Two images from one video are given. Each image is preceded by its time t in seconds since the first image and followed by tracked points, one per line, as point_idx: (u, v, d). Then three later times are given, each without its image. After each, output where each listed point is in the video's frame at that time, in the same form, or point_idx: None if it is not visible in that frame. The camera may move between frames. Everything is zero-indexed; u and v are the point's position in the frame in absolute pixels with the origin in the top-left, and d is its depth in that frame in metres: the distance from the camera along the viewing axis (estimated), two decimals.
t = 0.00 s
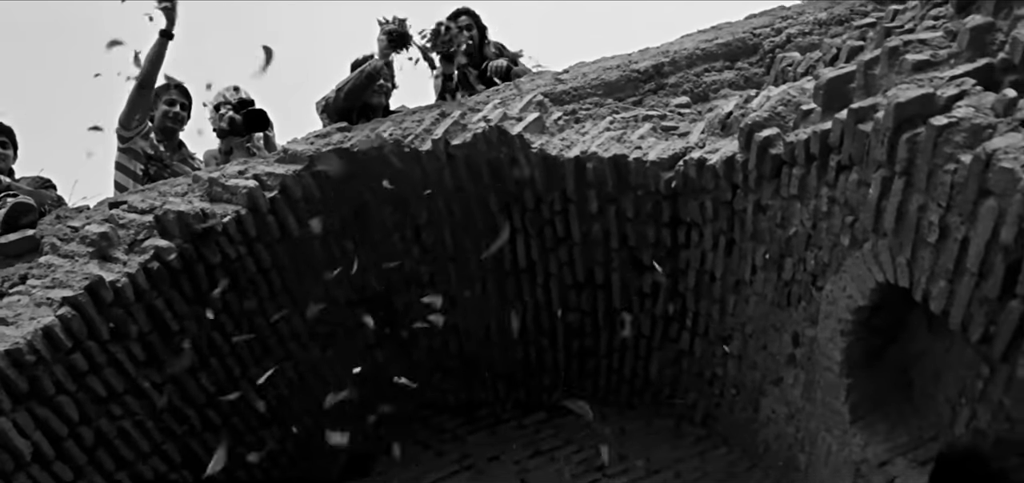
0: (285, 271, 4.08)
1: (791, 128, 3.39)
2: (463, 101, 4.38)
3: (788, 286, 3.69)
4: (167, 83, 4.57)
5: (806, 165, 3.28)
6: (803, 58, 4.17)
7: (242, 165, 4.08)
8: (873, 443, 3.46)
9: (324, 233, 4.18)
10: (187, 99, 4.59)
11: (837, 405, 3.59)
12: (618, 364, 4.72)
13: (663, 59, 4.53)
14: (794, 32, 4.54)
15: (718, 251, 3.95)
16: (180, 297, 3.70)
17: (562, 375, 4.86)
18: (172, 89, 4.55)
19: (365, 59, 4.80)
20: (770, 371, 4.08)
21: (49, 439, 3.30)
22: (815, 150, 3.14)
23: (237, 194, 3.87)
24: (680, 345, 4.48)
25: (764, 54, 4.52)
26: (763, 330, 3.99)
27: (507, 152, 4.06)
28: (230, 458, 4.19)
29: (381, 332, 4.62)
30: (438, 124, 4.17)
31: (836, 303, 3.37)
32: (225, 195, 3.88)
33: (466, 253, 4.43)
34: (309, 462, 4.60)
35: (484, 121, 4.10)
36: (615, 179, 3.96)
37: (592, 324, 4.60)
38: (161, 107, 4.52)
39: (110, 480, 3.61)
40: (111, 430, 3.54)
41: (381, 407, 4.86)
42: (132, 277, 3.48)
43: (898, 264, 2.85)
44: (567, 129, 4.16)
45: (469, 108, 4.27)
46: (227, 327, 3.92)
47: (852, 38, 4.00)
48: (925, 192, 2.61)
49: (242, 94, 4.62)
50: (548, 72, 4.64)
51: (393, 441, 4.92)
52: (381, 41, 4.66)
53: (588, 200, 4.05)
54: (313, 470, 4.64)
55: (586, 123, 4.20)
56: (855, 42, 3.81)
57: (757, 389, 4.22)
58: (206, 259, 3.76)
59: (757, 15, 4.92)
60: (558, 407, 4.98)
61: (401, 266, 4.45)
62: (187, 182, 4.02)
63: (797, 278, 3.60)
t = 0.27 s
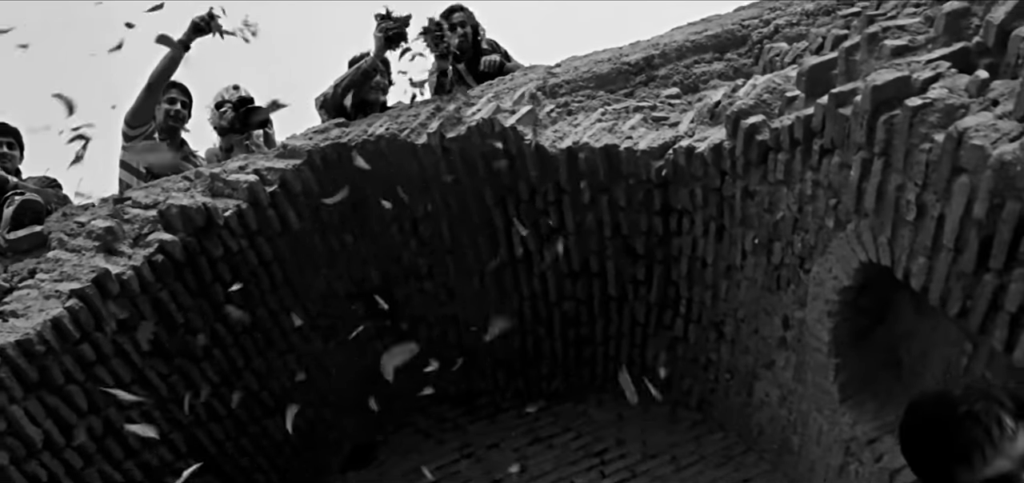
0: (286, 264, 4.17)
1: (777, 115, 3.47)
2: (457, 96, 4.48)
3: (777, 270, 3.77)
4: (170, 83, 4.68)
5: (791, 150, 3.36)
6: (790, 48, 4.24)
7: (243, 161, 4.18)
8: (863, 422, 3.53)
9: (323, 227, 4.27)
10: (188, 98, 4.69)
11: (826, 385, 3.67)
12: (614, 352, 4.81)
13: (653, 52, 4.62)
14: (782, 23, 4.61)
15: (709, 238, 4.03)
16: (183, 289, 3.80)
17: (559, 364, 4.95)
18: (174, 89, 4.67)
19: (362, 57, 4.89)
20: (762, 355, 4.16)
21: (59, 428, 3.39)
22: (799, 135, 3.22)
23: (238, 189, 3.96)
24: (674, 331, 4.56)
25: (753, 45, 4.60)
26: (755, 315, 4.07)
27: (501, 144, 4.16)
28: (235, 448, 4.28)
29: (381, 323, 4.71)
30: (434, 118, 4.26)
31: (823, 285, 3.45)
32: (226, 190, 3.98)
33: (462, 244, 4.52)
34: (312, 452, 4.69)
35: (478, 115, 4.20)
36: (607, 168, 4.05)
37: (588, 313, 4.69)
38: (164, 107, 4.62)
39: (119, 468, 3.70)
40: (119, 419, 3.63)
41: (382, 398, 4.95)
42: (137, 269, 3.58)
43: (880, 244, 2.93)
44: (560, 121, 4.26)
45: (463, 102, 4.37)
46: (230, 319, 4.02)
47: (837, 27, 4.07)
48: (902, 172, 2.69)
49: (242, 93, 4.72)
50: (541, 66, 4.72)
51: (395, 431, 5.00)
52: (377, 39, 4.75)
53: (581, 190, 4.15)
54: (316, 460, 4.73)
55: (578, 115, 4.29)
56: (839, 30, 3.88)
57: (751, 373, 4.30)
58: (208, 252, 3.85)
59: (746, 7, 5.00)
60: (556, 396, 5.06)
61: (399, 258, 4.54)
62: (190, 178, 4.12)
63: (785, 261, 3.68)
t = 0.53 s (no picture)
0: (290, 257, 4.28)
1: (766, 103, 3.56)
2: (456, 90, 4.58)
3: (770, 255, 3.85)
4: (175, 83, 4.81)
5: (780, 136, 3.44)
6: (781, 38, 4.31)
7: (247, 157, 4.28)
8: (855, 402, 3.58)
9: (326, 220, 4.37)
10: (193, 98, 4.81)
11: (819, 367, 3.74)
12: (614, 341, 4.89)
13: (647, 45, 4.71)
14: (774, 14, 4.67)
15: (703, 225, 4.12)
16: (191, 282, 3.90)
17: (560, 353, 5.03)
18: (180, 89, 4.80)
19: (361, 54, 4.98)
20: (757, 340, 4.24)
21: (72, 417, 3.49)
22: (787, 121, 3.31)
23: (242, 184, 4.07)
24: (672, 319, 4.64)
25: (745, 36, 4.67)
26: (749, 300, 4.15)
27: (499, 136, 4.28)
28: (243, 438, 4.38)
29: (384, 315, 4.81)
30: (432, 113, 4.38)
31: (813, 268, 3.53)
32: (231, 185, 4.08)
33: (462, 236, 4.62)
34: (318, 443, 4.79)
35: (475, 108, 4.32)
36: (602, 158, 4.15)
37: (587, 302, 4.77)
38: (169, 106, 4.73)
39: (131, 457, 3.80)
40: (131, 409, 3.73)
41: (386, 389, 5.05)
42: (146, 263, 3.69)
43: (865, 225, 3.01)
44: (555, 113, 4.36)
45: (461, 96, 4.48)
46: (236, 311, 4.12)
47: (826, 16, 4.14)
48: (885, 153, 2.77)
49: (245, 92, 4.83)
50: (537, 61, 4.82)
51: (400, 421, 5.11)
52: (376, 37, 4.86)
53: (577, 180, 4.25)
54: (323, 450, 4.83)
55: (574, 107, 4.39)
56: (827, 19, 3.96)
57: (747, 358, 4.37)
58: (214, 246, 3.96)
59: None
60: (558, 385, 5.14)
61: (401, 251, 4.64)
62: (195, 174, 4.22)
63: (777, 246, 3.77)
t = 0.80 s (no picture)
0: (291, 247, 4.39)
1: (749, 89, 3.67)
2: (450, 83, 4.70)
3: (757, 238, 3.95)
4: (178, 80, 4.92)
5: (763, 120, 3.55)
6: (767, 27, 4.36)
7: (247, 151, 4.40)
8: (842, 379, 3.65)
9: (326, 212, 4.48)
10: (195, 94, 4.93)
11: (807, 345, 3.83)
12: (609, 326, 4.98)
13: (636, 37, 4.82)
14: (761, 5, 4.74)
15: (692, 210, 4.23)
16: (195, 272, 4.02)
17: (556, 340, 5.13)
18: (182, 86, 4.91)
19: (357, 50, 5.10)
20: (747, 321, 4.32)
21: (82, 402, 3.61)
22: (769, 105, 3.41)
23: (243, 176, 4.19)
24: (665, 304, 4.73)
25: (732, 26, 4.76)
26: (739, 283, 4.24)
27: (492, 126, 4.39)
28: (248, 425, 4.49)
29: (384, 304, 4.93)
30: (427, 105, 4.50)
31: (798, 248, 3.63)
32: (232, 177, 4.20)
33: (459, 226, 4.72)
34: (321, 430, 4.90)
35: (468, 100, 4.44)
36: (592, 146, 4.27)
37: (582, 288, 4.86)
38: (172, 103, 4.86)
39: (139, 442, 3.91)
40: (138, 395, 3.85)
41: (387, 377, 5.15)
42: (151, 253, 3.81)
43: (845, 203, 3.10)
44: (547, 104, 4.47)
45: (455, 89, 4.59)
46: (239, 300, 4.24)
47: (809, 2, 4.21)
48: (861, 133, 2.87)
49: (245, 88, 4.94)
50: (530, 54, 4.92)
51: (400, 409, 5.18)
52: (371, 33, 4.97)
53: (569, 168, 4.37)
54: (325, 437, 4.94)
55: (565, 98, 4.50)
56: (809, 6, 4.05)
57: (739, 340, 4.45)
58: (217, 237, 4.08)
59: None
60: (555, 372, 5.23)
61: (399, 241, 4.74)
62: (198, 167, 4.34)
63: (764, 229, 3.86)
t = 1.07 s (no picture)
0: (291, 239, 4.49)
1: (736, 78, 3.76)
2: (445, 77, 4.79)
3: (747, 224, 4.04)
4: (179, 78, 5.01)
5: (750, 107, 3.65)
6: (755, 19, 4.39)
7: (247, 146, 4.49)
8: (831, 360, 3.75)
9: (325, 204, 4.58)
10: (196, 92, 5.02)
11: (796, 328, 3.92)
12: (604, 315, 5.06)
13: (628, 29, 4.90)
14: None
15: (683, 198, 4.32)
16: (197, 264, 4.12)
17: (553, 329, 5.20)
18: (183, 83, 5.01)
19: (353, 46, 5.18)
20: (739, 307, 4.40)
21: (89, 391, 3.70)
22: (755, 92, 3.50)
23: (244, 170, 4.29)
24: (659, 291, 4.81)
25: (721, 18, 4.83)
26: (730, 269, 4.33)
27: (486, 119, 4.49)
28: (251, 415, 4.59)
29: (383, 295, 5.02)
30: (423, 99, 4.59)
31: (785, 233, 3.71)
32: (233, 171, 4.29)
33: (456, 217, 4.82)
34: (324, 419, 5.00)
35: (463, 93, 4.53)
36: (585, 137, 4.36)
37: (577, 278, 4.95)
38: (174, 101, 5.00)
39: (145, 430, 4.01)
40: (143, 385, 3.94)
41: (387, 368, 5.24)
42: (154, 245, 3.91)
43: (829, 187, 3.19)
44: (540, 96, 4.56)
45: (450, 83, 4.68)
46: (242, 291, 4.34)
47: None
48: (841, 117, 2.96)
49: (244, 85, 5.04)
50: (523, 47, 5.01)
51: (401, 399, 5.27)
52: (367, 29, 5.06)
53: (563, 158, 4.46)
54: (328, 426, 5.04)
55: (558, 90, 4.60)
56: None
57: (731, 326, 4.49)
58: (219, 229, 4.18)
59: None
60: (553, 360, 5.30)
61: (397, 233, 4.84)
62: (199, 162, 4.43)
63: (753, 215, 3.95)
